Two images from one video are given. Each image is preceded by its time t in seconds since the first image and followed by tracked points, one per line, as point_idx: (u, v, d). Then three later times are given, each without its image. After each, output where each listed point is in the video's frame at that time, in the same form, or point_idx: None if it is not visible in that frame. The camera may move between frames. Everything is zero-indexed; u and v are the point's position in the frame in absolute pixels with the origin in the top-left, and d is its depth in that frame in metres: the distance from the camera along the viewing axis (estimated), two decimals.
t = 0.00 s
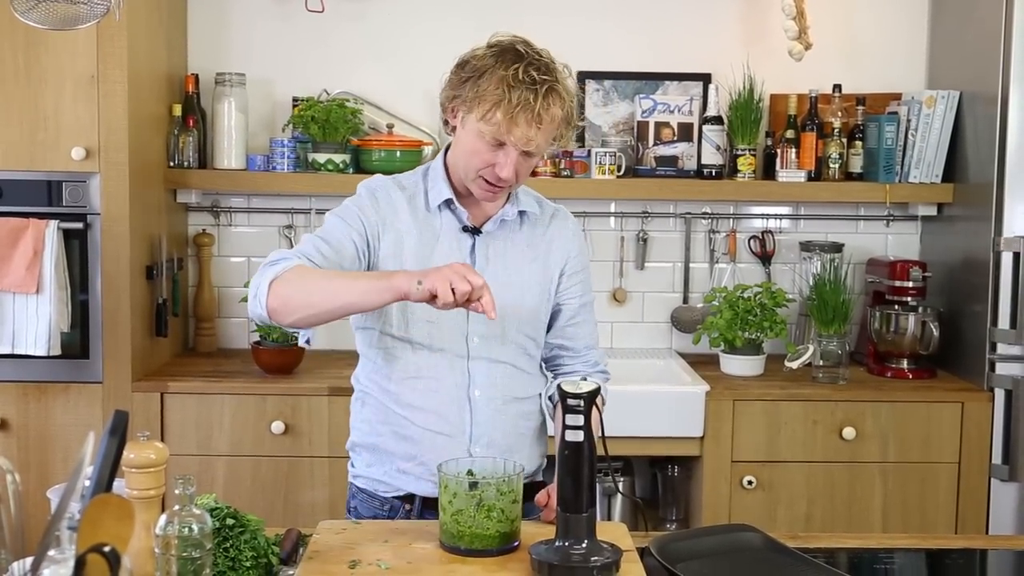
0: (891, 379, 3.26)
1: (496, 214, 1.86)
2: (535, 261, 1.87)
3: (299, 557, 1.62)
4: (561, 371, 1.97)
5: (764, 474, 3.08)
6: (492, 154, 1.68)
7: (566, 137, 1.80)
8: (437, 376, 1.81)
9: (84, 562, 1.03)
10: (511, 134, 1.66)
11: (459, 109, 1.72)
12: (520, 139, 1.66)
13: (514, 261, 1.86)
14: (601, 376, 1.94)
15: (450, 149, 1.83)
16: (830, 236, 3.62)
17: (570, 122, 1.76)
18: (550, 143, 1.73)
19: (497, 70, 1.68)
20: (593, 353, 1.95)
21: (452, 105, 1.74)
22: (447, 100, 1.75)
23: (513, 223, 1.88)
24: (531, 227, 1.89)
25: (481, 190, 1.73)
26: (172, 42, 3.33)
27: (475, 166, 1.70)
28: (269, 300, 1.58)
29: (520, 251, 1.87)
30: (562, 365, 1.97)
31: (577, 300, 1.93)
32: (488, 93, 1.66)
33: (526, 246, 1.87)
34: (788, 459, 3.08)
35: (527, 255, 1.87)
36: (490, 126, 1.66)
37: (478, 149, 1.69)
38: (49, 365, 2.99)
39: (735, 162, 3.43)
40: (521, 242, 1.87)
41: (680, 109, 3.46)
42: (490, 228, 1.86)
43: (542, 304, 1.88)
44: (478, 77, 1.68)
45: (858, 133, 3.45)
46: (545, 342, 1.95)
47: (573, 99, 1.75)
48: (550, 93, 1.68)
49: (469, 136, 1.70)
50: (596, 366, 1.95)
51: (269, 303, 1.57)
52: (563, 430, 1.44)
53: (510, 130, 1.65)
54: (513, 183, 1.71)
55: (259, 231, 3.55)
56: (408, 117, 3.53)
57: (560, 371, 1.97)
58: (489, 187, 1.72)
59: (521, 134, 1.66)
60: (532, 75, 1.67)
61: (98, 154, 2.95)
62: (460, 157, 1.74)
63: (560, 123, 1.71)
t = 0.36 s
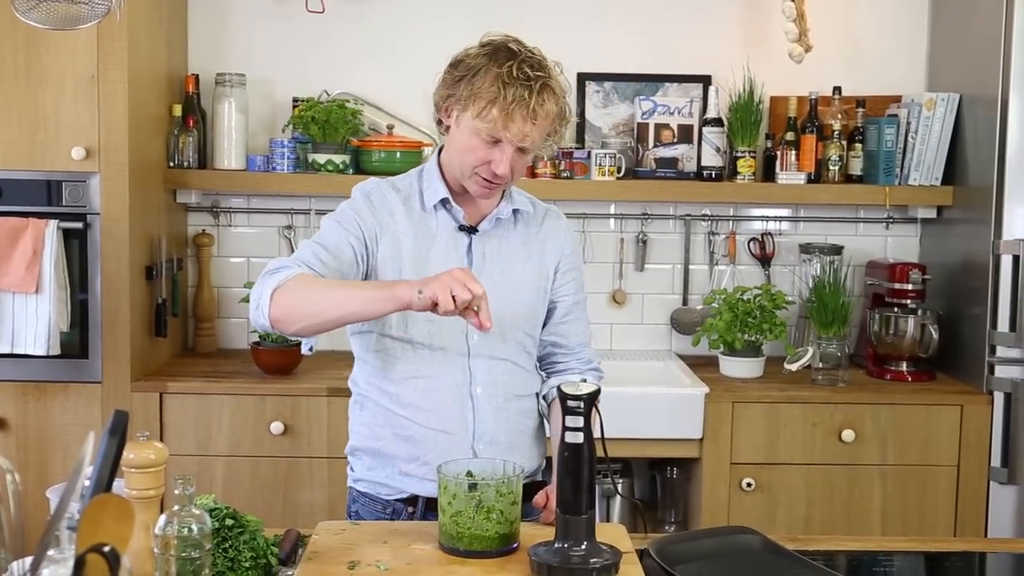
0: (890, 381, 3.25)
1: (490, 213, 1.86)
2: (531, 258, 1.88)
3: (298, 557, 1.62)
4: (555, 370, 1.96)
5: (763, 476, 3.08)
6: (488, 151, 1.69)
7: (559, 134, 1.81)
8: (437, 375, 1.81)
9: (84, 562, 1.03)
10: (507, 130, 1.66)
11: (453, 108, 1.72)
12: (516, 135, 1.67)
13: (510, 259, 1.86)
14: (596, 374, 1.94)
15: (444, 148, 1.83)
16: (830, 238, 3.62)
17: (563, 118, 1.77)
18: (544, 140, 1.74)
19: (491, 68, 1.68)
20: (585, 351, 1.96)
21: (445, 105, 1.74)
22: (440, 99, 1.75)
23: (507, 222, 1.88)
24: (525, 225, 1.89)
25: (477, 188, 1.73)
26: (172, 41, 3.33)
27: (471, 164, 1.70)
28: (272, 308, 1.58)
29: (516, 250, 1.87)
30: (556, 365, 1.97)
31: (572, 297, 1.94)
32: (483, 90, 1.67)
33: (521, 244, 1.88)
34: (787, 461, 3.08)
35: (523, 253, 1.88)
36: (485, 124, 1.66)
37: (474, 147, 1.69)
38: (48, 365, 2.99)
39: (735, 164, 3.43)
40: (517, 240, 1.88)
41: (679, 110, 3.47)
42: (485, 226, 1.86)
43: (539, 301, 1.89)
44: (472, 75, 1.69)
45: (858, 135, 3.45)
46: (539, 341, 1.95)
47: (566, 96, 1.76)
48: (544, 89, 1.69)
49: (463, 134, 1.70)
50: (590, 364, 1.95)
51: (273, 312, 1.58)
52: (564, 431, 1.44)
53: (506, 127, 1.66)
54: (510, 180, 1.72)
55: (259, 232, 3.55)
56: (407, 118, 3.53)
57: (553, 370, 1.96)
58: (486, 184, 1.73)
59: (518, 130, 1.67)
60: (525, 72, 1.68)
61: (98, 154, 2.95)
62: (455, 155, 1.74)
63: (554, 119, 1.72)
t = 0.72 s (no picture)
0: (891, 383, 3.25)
1: (487, 211, 1.86)
2: (530, 255, 1.88)
3: (299, 559, 1.61)
4: (556, 369, 1.96)
5: (764, 478, 3.08)
6: (481, 145, 1.69)
7: (552, 125, 1.81)
8: (436, 375, 1.81)
9: (85, 564, 1.03)
10: (497, 122, 1.67)
11: (444, 106, 1.72)
12: (507, 126, 1.67)
13: (509, 257, 1.86)
14: (598, 374, 1.93)
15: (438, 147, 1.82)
16: (830, 240, 3.62)
17: (554, 107, 1.77)
18: (537, 131, 1.74)
19: (477, 62, 1.69)
20: (587, 349, 1.95)
21: (435, 103, 1.74)
22: (431, 98, 1.75)
23: (505, 219, 1.88)
24: (523, 222, 1.89)
25: (474, 184, 1.73)
26: (172, 43, 3.33)
27: (466, 159, 1.71)
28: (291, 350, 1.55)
29: (514, 248, 1.87)
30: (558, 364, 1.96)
31: (572, 295, 1.94)
32: (471, 85, 1.67)
33: (520, 241, 1.88)
34: (788, 462, 3.08)
35: (521, 250, 1.87)
36: (475, 118, 1.67)
37: (466, 142, 1.70)
38: (49, 366, 2.99)
39: (735, 165, 3.42)
40: (515, 238, 1.87)
41: (680, 112, 3.48)
42: (483, 225, 1.85)
43: (538, 298, 1.89)
44: (459, 71, 1.69)
45: (858, 136, 3.44)
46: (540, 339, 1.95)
47: (555, 84, 1.76)
48: (531, 79, 1.70)
49: (455, 130, 1.70)
50: (592, 363, 1.94)
51: (292, 353, 1.55)
52: (564, 433, 1.44)
53: (496, 119, 1.67)
54: (506, 173, 1.72)
55: (259, 233, 3.55)
56: (407, 119, 3.53)
57: (555, 369, 1.96)
58: (482, 179, 1.72)
59: (508, 121, 1.67)
60: (511, 63, 1.69)
61: (98, 157, 2.95)
62: (449, 153, 1.74)
63: (544, 109, 1.72)
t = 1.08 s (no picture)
0: (891, 384, 3.25)
1: (502, 212, 1.83)
2: (545, 256, 1.84)
3: (299, 561, 1.61)
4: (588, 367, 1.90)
5: (764, 479, 3.07)
6: (463, 135, 1.70)
7: (548, 109, 1.78)
8: (444, 377, 1.80)
9: (83, 565, 1.03)
10: (469, 108, 1.67)
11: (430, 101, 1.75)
12: (483, 112, 1.67)
13: (523, 258, 1.83)
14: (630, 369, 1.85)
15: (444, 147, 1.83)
16: (831, 241, 3.61)
17: (542, 88, 1.73)
18: (525, 115, 1.72)
19: (450, 52, 1.70)
20: (620, 344, 1.87)
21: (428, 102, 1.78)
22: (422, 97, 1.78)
23: (522, 218, 1.84)
24: (541, 223, 1.85)
25: (469, 174, 1.74)
26: (172, 44, 3.33)
27: (454, 151, 1.72)
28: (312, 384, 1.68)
29: (530, 249, 1.83)
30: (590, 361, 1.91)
31: (598, 297, 1.88)
32: (444, 76, 1.69)
33: (536, 242, 1.84)
34: (788, 464, 3.08)
35: (537, 251, 1.84)
36: (450, 108, 1.69)
37: (450, 133, 1.72)
38: (49, 367, 2.99)
39: (736, 167, 3.42)
40: (530, 238, 1.84)
41: (681, 113, 3.50)
42: (497, 225, 1.82)
43: (554, 301, 1.85)
44: (435, 64, 1.72)
45: (858, 137, 3.44)
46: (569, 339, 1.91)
47: (537, 64, 1.73)
48: (504, 61, 1.68)
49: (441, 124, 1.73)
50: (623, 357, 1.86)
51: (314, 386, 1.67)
52: (564, 434, 1.44)
53: (469, 105, 1.67)
54: (493, 160, 1.71)
55: (259, 234, 3.55)
56: (407, 121, 3.53)
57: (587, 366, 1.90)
58: (474, 168, 1.73)
59: (482, 107, 1.67)
60: (480, 48, 1.69)
61: (98, 157, 2.95)
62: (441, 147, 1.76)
63: (523, 89, 1.70)
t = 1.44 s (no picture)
0: (890, 387, 3.25)
1: (471, 213, 1.86)
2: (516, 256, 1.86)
3: (298, 563, 1.61)
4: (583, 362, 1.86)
5: (764, 482, 3.07)
6: (415, 129, 1.78)
7: (506, 103, 1.83)
8: (411, 378, 1.85)
9: (82, 567, 1.02)
10: (416, 101, 1.75)
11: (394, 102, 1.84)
12: (428, 101, 1.74)
13: (491, 259, 1.85)
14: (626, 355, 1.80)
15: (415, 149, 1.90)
16: (831, 243, 3.61)
17: (495, 84, 1.79)
18: (475, 104, 1.77)
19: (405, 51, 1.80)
20: (613, 334, 1.83)
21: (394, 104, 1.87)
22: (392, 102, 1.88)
23: (492, 217, 1.87)
24: (512, 223, 1.87)
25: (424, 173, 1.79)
26: (173, 46, 3.34)
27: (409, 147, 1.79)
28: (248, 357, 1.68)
29: (499, 249, 1.86)
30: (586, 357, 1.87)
31: (585, 291, 1.86)
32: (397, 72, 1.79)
33: (505, 241, 1.86)
34: (788, 466, 3.07)
35: (506, 252, 1.86)
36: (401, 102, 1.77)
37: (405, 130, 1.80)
38: (49, 369, 2.99)
39: (735, 169, 3.42)
40: (502, 238, 1.86)
41: (680, 116, 3.47)
42: (465, 226, 1.85)
43: (527, 301, 1.86)
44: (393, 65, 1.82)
45: (859, 140, 3.44)
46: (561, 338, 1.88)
47: (490, 61, 1.79)
48: (451, 52, 1.76)
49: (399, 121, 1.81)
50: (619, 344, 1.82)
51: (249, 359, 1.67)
52: (564, 436, 1.43)
53: (416, 97, 1.75)
54: (443, 150, 1.77)
55: (259, 236, 3.55)
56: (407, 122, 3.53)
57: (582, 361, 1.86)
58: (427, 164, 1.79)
59: (428, 94, 1.75)
60: (430, 45, 1.77)
61: (98, 158, 2.95)
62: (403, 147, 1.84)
63: (471, 83, 1.76)
